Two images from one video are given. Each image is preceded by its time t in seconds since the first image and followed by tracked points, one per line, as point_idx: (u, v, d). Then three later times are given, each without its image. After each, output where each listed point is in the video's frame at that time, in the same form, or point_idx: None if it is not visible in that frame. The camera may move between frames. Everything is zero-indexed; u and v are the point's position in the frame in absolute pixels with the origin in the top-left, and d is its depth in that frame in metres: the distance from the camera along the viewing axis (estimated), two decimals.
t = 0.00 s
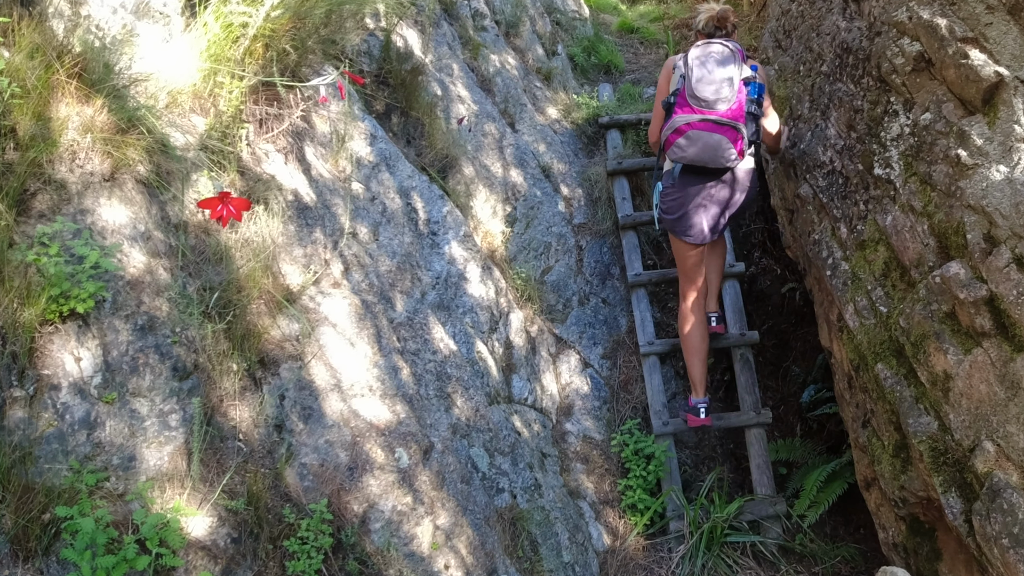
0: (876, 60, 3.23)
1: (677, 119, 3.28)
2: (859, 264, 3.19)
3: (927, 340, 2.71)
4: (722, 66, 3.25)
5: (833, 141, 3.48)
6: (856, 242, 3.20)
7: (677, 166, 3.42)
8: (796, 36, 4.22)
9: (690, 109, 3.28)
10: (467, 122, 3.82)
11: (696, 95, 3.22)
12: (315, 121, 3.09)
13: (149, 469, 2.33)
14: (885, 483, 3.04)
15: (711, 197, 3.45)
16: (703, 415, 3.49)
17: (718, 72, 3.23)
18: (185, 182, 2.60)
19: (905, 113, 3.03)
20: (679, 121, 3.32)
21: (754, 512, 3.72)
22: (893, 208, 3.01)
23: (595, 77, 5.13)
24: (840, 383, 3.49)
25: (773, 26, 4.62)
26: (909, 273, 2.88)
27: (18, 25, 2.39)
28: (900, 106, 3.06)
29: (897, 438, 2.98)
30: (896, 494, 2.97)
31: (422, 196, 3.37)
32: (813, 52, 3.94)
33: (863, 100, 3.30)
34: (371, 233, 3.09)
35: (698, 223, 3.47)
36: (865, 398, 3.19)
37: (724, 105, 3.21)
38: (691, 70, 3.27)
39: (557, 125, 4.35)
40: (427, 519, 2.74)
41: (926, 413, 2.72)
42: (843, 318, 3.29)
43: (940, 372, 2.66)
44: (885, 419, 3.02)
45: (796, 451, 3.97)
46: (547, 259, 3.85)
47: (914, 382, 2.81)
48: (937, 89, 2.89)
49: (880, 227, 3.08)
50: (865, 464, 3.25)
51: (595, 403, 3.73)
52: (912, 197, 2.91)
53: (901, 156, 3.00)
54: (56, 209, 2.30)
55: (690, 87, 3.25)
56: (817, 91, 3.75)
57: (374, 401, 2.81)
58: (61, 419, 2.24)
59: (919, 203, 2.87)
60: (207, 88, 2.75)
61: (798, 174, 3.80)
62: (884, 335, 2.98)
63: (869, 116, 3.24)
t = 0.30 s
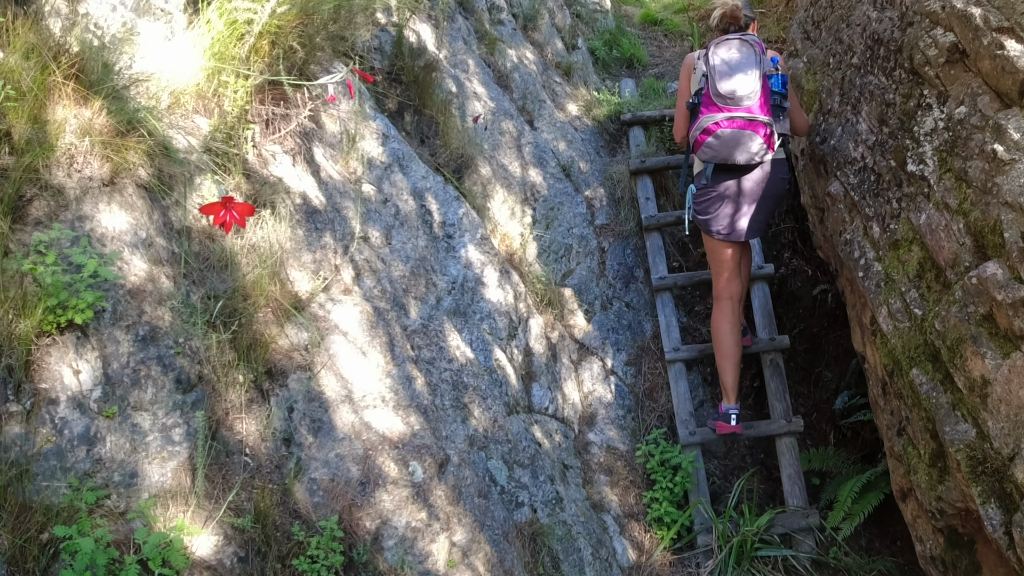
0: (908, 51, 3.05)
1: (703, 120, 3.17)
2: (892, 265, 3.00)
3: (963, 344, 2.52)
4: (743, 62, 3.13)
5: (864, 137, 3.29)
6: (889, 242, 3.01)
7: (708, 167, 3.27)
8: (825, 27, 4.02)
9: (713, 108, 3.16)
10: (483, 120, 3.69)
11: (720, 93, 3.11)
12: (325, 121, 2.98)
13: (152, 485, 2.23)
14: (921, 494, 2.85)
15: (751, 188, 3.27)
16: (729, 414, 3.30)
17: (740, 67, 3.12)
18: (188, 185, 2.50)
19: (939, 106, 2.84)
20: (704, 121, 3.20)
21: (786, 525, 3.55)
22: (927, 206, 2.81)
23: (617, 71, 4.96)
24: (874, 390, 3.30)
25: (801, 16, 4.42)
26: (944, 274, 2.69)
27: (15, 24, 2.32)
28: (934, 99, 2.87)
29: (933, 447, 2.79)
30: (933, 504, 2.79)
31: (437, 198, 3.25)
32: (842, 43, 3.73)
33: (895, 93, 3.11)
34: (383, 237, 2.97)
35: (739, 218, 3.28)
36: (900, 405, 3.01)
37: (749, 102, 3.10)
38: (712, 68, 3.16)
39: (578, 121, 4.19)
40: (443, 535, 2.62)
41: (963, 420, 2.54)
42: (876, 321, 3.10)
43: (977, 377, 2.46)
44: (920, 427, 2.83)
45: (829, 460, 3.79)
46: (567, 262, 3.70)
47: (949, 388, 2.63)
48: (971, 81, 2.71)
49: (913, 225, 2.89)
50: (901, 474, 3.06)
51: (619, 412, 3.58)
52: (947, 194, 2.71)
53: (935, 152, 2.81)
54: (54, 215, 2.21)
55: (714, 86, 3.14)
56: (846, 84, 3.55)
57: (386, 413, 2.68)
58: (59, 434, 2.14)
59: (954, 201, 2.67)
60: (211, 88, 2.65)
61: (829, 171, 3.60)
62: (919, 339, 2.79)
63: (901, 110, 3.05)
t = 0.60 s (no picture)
0: (946, 44, 2.84)
1: (740, 81, 3.03)
2: (931, 267, 2.81)
3: (1005, 349, 2.34)
4: (778, 18, 2.98)
5: (900, 133, 3.11)
6: (927, 242, 2.84)
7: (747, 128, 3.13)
8: (859, 18, 3.79)
9: (752, 68, 3.02)
10: (503, 116, 3.56)
11: (759, 54, 2.96)
12: (338, 119, 2.87)
13: (157, 500, 2.13)
14: (961, 507, 2.68)
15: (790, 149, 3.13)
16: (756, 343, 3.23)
17: (778, 25, 2.96)
18: (196, 186, 2.40)
19: (979, 101, 2.66)
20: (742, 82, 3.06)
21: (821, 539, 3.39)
22: (967, 205, 2.63)
23: (643, 66, 4.81)
24: (912, 398, 3.11)
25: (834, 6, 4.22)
26: (985, 275, 2.52)
27: (15, 20, 2.24)
28: (973, 93, 2.69)
29: (974, 457, 2.62)
30: (974, 518, 2.61)
31: (456, 198, 3.12)
32: (877, 35, 3.52)
33: (932, 87, 2.91)
34: (399, 239, 2.86)
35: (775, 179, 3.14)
36: (940, 413, 2.83)
37: (791, 60, 2.96)
38: (749, 27, 3.00)
39: (602, 117, 4.05)
40: (462, 551, 2.49)
41: (1005, 429, 2.38)
42: (914, 325, 2.93)
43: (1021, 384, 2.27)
44: (960, 436, 2.66)
45: (866, 470, 3.62)
46: (592, 265, 3.56)
47: (991, 395, 2.47)
48: (1013, 74, 2.51)
49: (952, 225, 2.71)
50: (940, 484, 2.88)
51: (646, 421, 3.43)
52: (988, 192, 2.53)
53: (975, 148, 2.63)
54: (55, 219, 2.13)
55: (751, 46, 2.99)
56: (882, 78, 3.35)
57: (402, 423, 2.56)
58: (60, 447, 2.04)
59: (996, 199, 2.49)
60: (219, 85, 2.56)
61: (864, 169, 3.42)
62: (958, 344, 2.62)
63: (939, 105, 2.86)
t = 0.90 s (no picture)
0: (986, 35, 2.62)
1: (784, 39, 2.94)
2: (971, 269, 2.65)
3: None
4: None
5: (938, 128, 2.91)
6: (968, 242, 2.66)
7: (785, 88, 3.07)
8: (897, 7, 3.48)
9: (797, 27, 2.92)
10: (525, 111, 3.44)
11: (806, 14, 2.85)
12: (351, 113, 2.77)
13: (163, 512, 2.01)
14: (1004, 518, 2.54)
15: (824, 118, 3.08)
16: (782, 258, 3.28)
17: None
18: (203, 185, 2.31)
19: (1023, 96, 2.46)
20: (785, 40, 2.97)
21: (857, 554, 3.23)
22: (1009, 204, 2.45)
23: (671, 58, 4.65)
24: (951, 405, 2.93)
25: None
26: None
27: (16, 11, 2.17)
28: (1015, 87, 2.49)
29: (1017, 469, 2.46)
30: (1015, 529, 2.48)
31: (475, 196, 3.00)
32: (916, 26, 3.23)
33: (972, 81, 2.71)
34: (415, 240, 2.74)
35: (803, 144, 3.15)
36: (980, 422, 2.66)
37: (838, 22, 2.85)
38: None
39: (628, 112, 3.90)
40: (480, 566, 2.37)
41: None
42: (953, 328, 2.76)
43: None
44: (1002, 446, 2.50)
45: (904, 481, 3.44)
46: (617, 266, 3.42)
47: None
48: None
49: (994, 225, 2.53)
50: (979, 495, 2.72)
51: (673, 430, 3.28)
52: None
53: (1019, 145, 2.44)
54: (57, 219, 2.04)
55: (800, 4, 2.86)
56: (919, 71, 3.12)
57: (418, 432, 2.44)
58: (61, 457, 1.93)
59: None
60: (227, 78, 2.47)
61: (901, 165, 3.22)
62: (1000, 349, 2.46)
63: (979, 99, 2.66)
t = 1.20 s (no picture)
0: None
1: (816, 18, 2.83)
2: (1016, 267, 2.48)
3: None
4: None
5: (981, 118, 2.71)
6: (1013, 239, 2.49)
7: (814, 69, 2.91)
8: None
9: (830, 7, 2.82)
10: (547, 101, 3.30)
11: None
12: (365, 105, 2.66)
13: (166, 525, 1.90)
14: None
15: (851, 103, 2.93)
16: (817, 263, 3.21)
17: None
18: (210, 179, 2.21)
19: None
20: (817, 19, 2.86)
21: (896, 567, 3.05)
22: None
23: (700, 46, 4.47)
24: (995, 411, 2.75)
25: None
26: None
27: None
28: None
29: None
30: None
31: (495, 191, 2.87)
32: (959, 11, 2.98)
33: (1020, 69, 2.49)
34: (432, 237, 2.63)
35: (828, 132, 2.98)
36: None
37: (871, 4, 2.75)
38: None
39: (655, 103, 3.75)
40: None
41: None
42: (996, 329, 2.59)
43: None
44: None
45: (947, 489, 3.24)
46: (645, 264, 3.27)
47: None
48: None
49: None
50: None
51: (703, 436, 3.13)
52: None
53: None
54: (56, 215, 1.95)
55: None
56: (962, 58, 2.89)
57: (435, 439, 2.31)
58: (60, 466, 1.82)
59: None
60: (235, 67, 2.38)
61: (942, 157, 3.02)
62: None
63: None
